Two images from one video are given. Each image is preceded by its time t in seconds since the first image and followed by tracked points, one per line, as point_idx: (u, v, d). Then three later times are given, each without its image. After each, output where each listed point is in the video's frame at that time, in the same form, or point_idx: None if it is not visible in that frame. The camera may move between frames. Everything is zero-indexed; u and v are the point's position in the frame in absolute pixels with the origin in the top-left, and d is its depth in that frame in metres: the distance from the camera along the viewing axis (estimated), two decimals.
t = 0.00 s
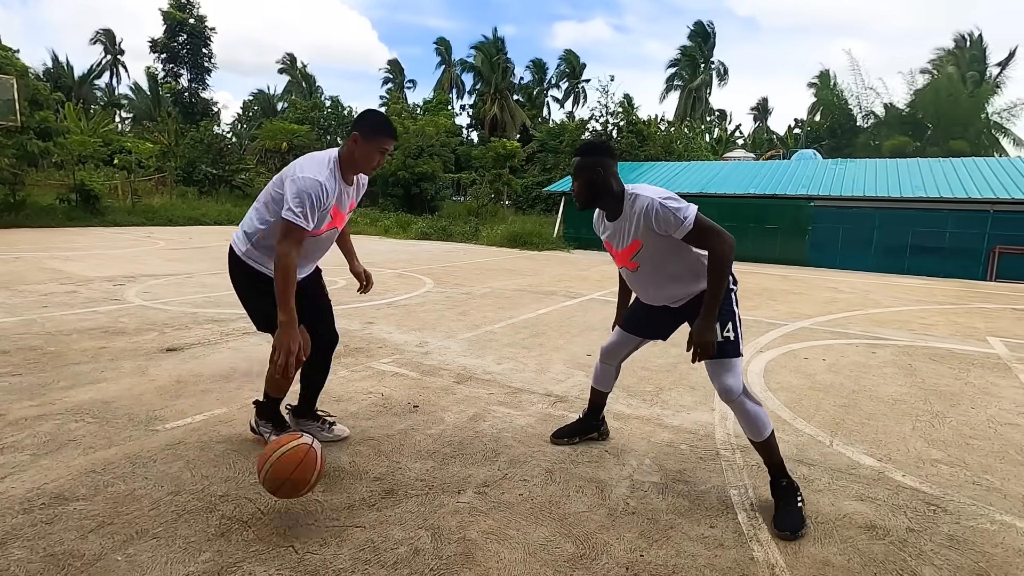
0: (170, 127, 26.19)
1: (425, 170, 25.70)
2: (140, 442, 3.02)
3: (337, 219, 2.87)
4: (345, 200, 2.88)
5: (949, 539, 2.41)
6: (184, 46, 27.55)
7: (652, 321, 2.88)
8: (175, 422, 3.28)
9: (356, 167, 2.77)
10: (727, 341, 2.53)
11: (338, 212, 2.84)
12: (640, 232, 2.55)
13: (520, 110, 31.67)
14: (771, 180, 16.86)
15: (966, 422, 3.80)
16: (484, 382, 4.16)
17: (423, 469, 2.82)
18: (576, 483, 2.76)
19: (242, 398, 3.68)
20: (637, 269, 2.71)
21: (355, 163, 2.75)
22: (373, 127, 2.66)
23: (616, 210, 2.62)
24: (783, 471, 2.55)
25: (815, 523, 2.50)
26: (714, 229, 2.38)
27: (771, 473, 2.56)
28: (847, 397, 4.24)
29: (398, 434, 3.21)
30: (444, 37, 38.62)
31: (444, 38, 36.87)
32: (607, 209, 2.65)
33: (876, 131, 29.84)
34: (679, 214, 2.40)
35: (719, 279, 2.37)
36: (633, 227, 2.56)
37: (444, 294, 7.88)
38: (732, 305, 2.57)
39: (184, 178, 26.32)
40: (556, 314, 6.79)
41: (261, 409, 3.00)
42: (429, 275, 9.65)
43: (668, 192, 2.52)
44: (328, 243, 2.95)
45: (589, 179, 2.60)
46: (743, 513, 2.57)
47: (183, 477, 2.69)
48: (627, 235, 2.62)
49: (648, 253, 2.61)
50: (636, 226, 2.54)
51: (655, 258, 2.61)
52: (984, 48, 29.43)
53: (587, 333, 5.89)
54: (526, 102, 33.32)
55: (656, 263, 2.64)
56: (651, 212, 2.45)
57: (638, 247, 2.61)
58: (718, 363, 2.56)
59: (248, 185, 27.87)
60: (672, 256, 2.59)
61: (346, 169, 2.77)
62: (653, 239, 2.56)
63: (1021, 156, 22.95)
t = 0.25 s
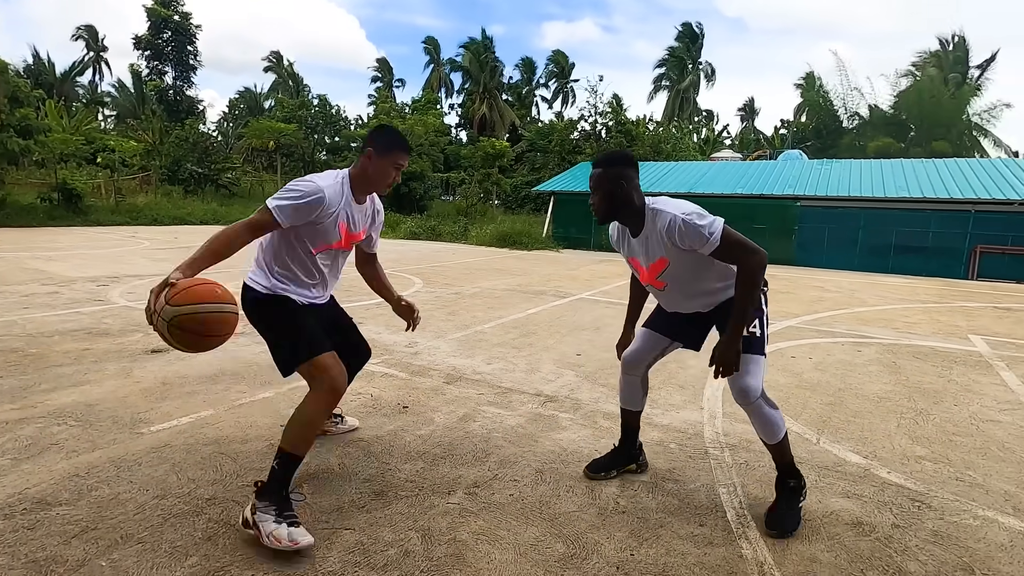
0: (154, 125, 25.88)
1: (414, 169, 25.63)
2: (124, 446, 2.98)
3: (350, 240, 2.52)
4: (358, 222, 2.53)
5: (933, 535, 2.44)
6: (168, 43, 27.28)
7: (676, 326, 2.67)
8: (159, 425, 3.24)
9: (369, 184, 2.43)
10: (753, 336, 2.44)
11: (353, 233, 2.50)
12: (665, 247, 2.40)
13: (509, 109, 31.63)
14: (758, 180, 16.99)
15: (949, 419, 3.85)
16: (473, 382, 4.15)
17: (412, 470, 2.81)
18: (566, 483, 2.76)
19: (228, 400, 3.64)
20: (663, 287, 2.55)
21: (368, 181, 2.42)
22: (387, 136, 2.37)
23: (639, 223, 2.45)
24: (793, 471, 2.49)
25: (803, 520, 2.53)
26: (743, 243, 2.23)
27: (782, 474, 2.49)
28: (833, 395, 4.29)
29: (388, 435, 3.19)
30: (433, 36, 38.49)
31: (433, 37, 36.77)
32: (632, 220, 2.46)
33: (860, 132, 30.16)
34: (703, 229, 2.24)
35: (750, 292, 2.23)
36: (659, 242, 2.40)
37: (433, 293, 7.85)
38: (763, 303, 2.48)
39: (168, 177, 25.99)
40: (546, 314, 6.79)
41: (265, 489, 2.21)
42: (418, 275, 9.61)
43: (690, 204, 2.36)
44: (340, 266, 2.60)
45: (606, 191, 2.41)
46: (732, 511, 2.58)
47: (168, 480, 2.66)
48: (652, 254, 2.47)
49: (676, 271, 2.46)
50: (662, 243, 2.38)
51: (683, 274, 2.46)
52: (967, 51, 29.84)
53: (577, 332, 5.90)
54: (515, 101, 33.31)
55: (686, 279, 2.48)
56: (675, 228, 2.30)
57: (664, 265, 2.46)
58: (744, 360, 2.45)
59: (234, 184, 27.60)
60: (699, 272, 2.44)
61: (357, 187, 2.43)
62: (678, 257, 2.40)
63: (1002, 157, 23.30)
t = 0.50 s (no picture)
0: (103, 120, 24.97)
1: (377, 167, 25.38)
2: (72, 456, 2.88)
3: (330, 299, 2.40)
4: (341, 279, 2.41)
5: (882, 518, 2.54)
6: (116, 34, 26.58)
7: (679, 343, 2.63)
8: (110, 433, 3.14)
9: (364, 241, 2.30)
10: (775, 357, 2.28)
11: (334, 291, 2.39)
12: (682, 257, 2.27)
13: (473, 106, 31.53)
14: (718, 178, 17.34)
15: (896, 407, 4.01)
16: (438, 381, 4.14)
17: (376, 472, 2.79)
18: (532, 480, 2.78)
19: (184, 405, 3.55)
20: (675, 296, 2.43)
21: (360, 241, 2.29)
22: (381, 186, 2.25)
23: (658, 232, 2.31)
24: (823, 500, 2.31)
25: (761, 509, 2.60)
26: (770, 258, 2.11)
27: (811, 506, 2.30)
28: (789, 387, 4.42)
29: (351, 437, 3.16)
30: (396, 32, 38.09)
31: (395, 32, 36.38)
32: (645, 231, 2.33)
33: (815, 132, 31.07)
34: (731, 241, 2.13)
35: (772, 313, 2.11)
36: (676, 252, 2.27)
37: (398, 293, 7.79)
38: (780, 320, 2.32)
39: (118, 174, 25.08)
40: (511, 311, 6.80)
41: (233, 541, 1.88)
42: (382, 274, 9.52)
43: (715, 212, 2.24)
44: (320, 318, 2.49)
45: (626, 200, 2.27)
46: (694, 502, 2.64)
47: (120, 491, 2.58)
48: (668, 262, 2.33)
49: (692, 280, 2.33)
50: (680, 252, 2.25)
51: (698, 286, 2.34)
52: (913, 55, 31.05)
53: (542, 329, 5.93)
54: (479, 99, 33.24)
55: (700, 293, 2.36)
56: (699, 239, 2.18)
57: (677, 276, 2.34)
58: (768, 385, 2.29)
59: (189, 181, 26.82)
60: (718, 284, 2.32)
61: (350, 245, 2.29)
62: (698, 266, 2.27)
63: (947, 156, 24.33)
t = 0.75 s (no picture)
0: None
1: (305, 162, 24.64)
2: None
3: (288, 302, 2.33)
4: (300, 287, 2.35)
5: (794, 495, 2.71)
6: (5, 12, 25.11)
7: (643, 322, 2.43)
8: (6, 452, 2.92)
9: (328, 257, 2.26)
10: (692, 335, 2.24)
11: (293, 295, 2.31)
12: (636, 201, 2.21)
13: (406, 101, 31.07)
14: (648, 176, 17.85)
15: (807, 390, 4.28)
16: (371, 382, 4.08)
17: (305, 479, 2.72)
18: (466, 478, 2.79)
19: (93, 418, 3.34)
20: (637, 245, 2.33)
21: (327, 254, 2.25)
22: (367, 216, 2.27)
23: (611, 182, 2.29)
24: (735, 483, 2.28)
25: (686, 492, 2.72)
26: (722, 193, 2.10)
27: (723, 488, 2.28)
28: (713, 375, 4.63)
29: (279, 444, 3.07)
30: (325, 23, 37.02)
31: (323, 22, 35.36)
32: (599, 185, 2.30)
33: (738, 133, 32.50)
34: (680, 179, 2.11)
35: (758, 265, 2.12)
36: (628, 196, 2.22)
37: (329, 292, 7.60)
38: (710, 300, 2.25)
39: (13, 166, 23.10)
40: (446, 309, 6.78)
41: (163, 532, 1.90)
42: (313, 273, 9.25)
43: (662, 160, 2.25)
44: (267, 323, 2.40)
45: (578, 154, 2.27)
46: (624, 490, 2.73)
47: (16, 514, 2.40)
48: (619, 209, 2.27)
49: (648, 228, 2.25)
50: (633, 195, 2.20)
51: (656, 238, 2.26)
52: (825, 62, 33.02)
53: (477, 327, 5.94)
54: (413, 94, 32.83)
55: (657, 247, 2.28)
56: (649, 179, 2.14)
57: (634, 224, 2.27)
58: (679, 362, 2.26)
59: (97, 175, 25.09)
60: (673, 230, 2.23)
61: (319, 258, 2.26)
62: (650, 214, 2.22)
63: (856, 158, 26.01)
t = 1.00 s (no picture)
0: None
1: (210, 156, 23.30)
2: None
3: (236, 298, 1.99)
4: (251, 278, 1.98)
5: (699, 478, 2.87)
6: None
7: (572, 329, 2.60)
8: None
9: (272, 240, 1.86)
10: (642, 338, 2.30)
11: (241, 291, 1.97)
12: (560, 246, 2.32)
13: (321, 95, 30.06)
14: (566, 176, 18.22)
15: (712, 380, 4.54)
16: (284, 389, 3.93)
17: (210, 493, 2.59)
18: (384, 483, 2.75)
19: None
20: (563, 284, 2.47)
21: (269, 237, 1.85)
22: (302, 174, 1.77)
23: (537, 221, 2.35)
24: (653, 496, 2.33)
25: (600, 483, 2.82)
26: (637, 243, 2.21)
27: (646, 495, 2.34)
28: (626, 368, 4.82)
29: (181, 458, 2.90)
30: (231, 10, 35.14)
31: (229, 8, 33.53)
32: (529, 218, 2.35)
33: (651, 136, 33.78)
34: (598, 228, 2.21)
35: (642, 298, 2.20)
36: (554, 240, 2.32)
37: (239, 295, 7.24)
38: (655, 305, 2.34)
39: None
40: (365, 310, 6.63)
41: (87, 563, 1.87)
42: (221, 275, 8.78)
43: (586, 200, 2.34)
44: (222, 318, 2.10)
45: (508, 184, 2.26)
46: (542, 484, 2.79)
47: None
48: (549, 250, 2.38)
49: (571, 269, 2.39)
50: (557, 241, 2.31)
51: (581, 276, 2.40)
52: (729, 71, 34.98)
53: (397, 328, 5.86)
54: (329, 87, 31.84)
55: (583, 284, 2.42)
56: (570, 228, 2.25)
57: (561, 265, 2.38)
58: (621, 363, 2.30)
59: None
60: (596, 271, 2.36)
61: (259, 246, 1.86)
62: (573, 255, 2.33)
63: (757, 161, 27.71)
